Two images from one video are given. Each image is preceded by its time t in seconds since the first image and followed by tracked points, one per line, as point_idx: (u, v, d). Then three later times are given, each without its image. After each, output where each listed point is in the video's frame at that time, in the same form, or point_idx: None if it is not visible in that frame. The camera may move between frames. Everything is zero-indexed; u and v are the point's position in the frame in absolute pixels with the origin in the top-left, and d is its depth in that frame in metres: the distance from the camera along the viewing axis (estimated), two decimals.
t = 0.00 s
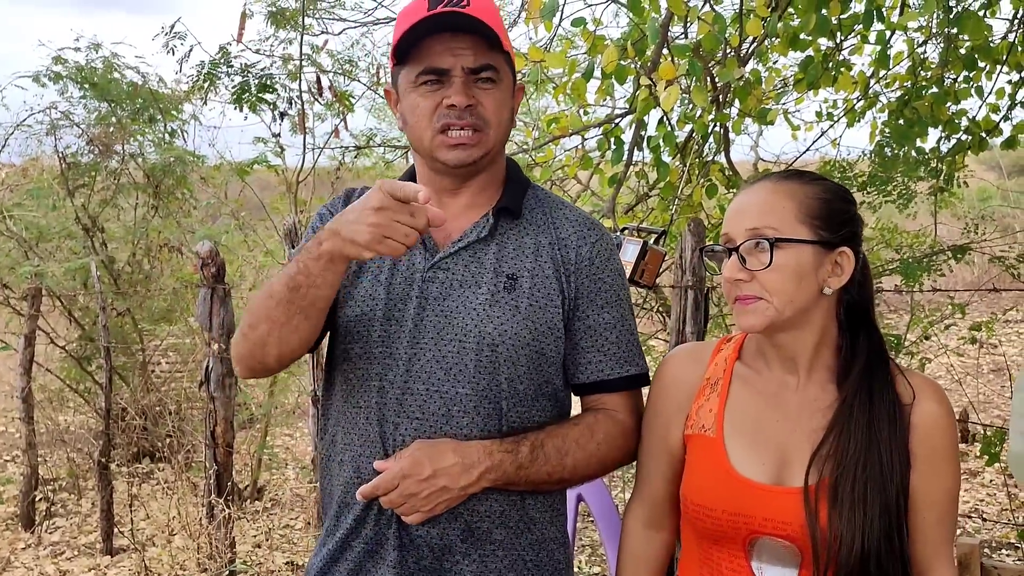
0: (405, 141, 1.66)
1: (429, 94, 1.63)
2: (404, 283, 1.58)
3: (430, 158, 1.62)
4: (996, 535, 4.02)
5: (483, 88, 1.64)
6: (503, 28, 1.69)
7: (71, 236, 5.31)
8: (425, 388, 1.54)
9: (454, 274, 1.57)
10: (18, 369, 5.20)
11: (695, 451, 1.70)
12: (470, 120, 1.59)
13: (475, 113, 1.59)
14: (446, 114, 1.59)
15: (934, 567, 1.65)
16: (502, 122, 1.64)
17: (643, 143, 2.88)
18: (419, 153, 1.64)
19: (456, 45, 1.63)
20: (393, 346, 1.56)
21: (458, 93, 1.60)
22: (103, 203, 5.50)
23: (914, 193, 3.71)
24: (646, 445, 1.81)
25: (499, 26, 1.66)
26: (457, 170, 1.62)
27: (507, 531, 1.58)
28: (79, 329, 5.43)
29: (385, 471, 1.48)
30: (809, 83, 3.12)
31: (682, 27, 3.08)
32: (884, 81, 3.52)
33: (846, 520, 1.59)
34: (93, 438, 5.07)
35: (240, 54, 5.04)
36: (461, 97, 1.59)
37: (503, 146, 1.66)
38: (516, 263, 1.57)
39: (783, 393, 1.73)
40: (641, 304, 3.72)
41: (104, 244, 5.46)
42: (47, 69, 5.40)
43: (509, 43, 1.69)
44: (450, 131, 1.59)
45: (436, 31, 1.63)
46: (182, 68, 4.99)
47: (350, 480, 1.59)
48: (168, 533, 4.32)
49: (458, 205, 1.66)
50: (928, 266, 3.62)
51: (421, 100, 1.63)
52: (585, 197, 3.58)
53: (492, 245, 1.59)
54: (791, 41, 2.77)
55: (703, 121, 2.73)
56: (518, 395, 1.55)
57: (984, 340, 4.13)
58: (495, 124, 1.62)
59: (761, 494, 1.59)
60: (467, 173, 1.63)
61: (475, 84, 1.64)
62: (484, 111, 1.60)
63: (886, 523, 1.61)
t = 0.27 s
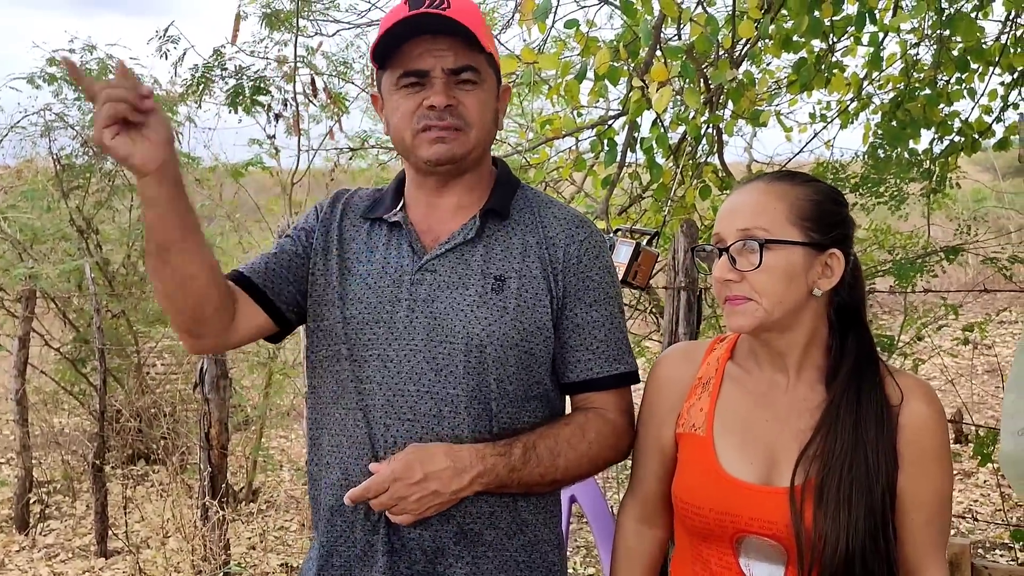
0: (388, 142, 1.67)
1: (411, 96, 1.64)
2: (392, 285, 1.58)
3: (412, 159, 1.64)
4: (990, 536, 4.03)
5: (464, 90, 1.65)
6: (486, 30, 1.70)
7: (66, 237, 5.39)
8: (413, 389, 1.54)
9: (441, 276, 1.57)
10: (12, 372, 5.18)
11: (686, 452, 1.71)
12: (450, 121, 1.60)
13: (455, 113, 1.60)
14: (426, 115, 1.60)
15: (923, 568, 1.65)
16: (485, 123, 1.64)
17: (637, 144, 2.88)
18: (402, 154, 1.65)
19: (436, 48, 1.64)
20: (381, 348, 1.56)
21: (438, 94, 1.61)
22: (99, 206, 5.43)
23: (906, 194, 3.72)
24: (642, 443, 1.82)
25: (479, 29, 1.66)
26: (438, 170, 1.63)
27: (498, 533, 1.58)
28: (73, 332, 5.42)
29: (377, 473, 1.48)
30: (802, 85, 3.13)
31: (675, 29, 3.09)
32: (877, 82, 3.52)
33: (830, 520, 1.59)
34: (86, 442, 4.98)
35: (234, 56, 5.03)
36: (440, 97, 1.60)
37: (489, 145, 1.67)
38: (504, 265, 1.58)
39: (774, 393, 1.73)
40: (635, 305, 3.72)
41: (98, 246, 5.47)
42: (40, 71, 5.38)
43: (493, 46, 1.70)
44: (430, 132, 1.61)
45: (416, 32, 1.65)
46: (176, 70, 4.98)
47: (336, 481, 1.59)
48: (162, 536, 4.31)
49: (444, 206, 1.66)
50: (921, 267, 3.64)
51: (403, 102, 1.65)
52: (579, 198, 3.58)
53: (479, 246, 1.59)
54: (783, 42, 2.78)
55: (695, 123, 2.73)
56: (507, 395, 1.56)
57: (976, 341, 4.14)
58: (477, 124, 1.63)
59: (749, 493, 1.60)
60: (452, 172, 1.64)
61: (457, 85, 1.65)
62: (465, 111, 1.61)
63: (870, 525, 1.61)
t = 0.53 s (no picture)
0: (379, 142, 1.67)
1: (405, 100, 1.64)
2: (378, 289, 1.58)
3: (399, 165, 1.64)
4: (984, 537, 4.03)
5: (459, 102, 1.64)
6: (492, 41, 1.67)
7: (62, 239, 5.35)
8: (396, 391, 1.54)
9: (426, 279, 1.56)
10: (6, 374, 5.17)
11: (684, 454, 1.71)
12: (439, 136, 1.59)
13: (445, 129, 1.60)
14: (417, 126, 1.60)
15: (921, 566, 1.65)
16: (476, 137, 1.64)
17: (631, 145, 2.88)
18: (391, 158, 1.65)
19: (438, 55, 1.63)
20: (366, 351, 1.56)
21: (431, 105, 1.60)
22: (92, 206, 5.46)
23: (901, 196, 3.73)
24: (642, 446, 1.82)
25: (484, 41, 1.64)
26: (423, 182, 1.63)
27: (482, 536, 1.57)
28: (68, 334, 5.39)
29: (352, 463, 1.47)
30: (797, 86, 3.13)
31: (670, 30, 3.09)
32: (872, 83, 3.52)
33: (829, 520, 1.57)
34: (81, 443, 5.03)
35: (229, 57, 5.02)
36: (433, 109, 1.59)
37: (478, 159, 1.66)
38: (487, 266, 1.57)
39: (766, 394, 1.73)
40: (630, 306, 3.71)
41: (93, 247, 5.45)
42: (35, 72, 5.37)
43: (496, 58, 1.68)
44: (418, 143, 1.61)
45: (421, 36, 1.63)
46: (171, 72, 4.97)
47: (317, 484, 1.59)
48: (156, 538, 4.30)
49: (429, 212, 1.66)
50: (916, 268, 3.64)
51: (398, 105, 1.64)
52: (575, 200, 3.57)
53: (463, 248, 1.59)
54: (778, 43, 2.78)
55: (689, 124, 2.73)
56: (490, 397, 1.55)
57: (971, 342, 4.15)
58: (467, 140, 1.62)
59: (745, 495, 1.59)
60: (435, 185, 1.64)
61: (453, 96, 1.63)
62: (456, 127, 1.61)
63: (867, 520, 1.60)
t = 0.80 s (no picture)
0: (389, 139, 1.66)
1: (418, 96, 1.63)
2: (381, 290, 1.57)
3: (410, 161, 1.62)
4: (981, 537, 4.04)
5: (473, 99, 1.65)
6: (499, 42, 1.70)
7: (58, 243, 5.24)
8: (398, 394, 1.54)
9: (429, 281, 1.56)
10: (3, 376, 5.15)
11: (682, 459, 1.71)
12: (455, 131, 1.59)
13: (461, 124, 1.60)
14: (433, 121, 1.59)
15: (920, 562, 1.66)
16: (488, 135, 1.64)
17: (627, 147, 2.89)
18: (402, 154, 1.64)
19: (452, 53, 1.64)
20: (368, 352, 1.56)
21: (448, 101, 1.60)
22: (89, 208, 5.47)
23: (897, 197, 3.73)
24: (636, 450, 1.82)
25: (496, 41, 1.67)
26: (436, 179, 1.62)
27: (478, 538, 1.57)
28: (65, 336, 5.40)
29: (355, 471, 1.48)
30: (793, 88, 3.13)
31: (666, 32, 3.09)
32: (868, 84, 3.53)
33: (834, 519, 1.58)
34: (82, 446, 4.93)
35: (225, 59, 5.03)
36: (450, 105, 1.60)
37: (488, 157, 1.67)
38: (492, 271, 1.57)
39: (764, 398, 1.73)
40: (627, 308, 3.71)
41: (90, 250, 5.35)
42: (32, 75, 5.38)
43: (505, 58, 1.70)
44: (433, 138, 1.60)
45: (435, 33, 1.64)
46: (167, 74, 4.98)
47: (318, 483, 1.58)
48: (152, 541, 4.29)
49: (435, 211, 1.66)
50: (912, 269, 3.65)
51: (411, 101, 1.63)
52: (571, 201, 3.57)
53: (467, 252, 1.58)
54: (774, 45, 2.79)
55: (685, 126, 2.74)
56: (493, 400, 1.56)
57: (967, 343, 4.15)
58: (480, 137, 1.63)
59: (744, 498, 1.59)
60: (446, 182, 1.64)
61: (466, 94, 1.64)
62: (470, 123, 1.61)
63: (870, 518, 1.60)
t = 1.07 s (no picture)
0: (393, 137, 1.64)
1: (427, 96, 1.62)
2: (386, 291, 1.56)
3: (416, 160, 1.61)
4: (980, 536, 4.04)
5: (481, 100, 1.64)
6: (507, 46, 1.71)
7: (56, 244, 5.27)
8: (407, 397, 1.53)
9: (437, 283, 1.55)
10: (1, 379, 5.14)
11: (684, 464, 1.70)
12: (463, 130, 1.59)
13: (469, 123, 1.59)
14: (443, 119, 1.58)
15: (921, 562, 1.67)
16: (495, 136, 1.64)
17: (624, 148, 2.89)
18: (408, 152, 1.62)
19: (462, 53, 1.64)
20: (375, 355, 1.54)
21: (457, 100, 1.60)
22: (87, 211, 5.47)
23: (894, 197, 3.74)
24: (636, 455, 1.82)
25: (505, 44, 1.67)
26: (442, 177, 1.61)
27: (490, 539, 1.57)
28: (63, 339, 5.38)
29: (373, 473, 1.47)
30: (790, 88, 3.13)
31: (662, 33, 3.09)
32: (865, 85, 3.54)
33: (838, 519, 1.57)
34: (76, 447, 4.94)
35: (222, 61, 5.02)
36: (460, 104, 1.59)
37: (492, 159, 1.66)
38: (500, 272, 1.58)
39: (764, 400, 1.73)
40: (625, 308, 3.71)
41: (87, 252, 5.40)
42: (29, 77, 5.38)
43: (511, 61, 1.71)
44: (440, 136, 1.59)
45: (443, 35, 1.63)
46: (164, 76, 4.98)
47: (329, 486, 1.56)
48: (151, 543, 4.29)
49: (437, 213, 1.65)
50: (909, 269, 3.66)
51: (419, 101, 1.62)
52: (568, 202, 3.57)
53: (475, 253, 1.58)
54: (770, 46, 2.79)
55: (682, 127, 2.74)
56: (506, 402, 1.56)
57: (965, 342, 4.15)
58: (487, 137, 1.63)
59: (747, 502, 1.59)
60: (450, 181, 1.63)
61: (474, 94, 1.64)
62: (479, 123, 1.61)
63: (873, 518, 1.61)
